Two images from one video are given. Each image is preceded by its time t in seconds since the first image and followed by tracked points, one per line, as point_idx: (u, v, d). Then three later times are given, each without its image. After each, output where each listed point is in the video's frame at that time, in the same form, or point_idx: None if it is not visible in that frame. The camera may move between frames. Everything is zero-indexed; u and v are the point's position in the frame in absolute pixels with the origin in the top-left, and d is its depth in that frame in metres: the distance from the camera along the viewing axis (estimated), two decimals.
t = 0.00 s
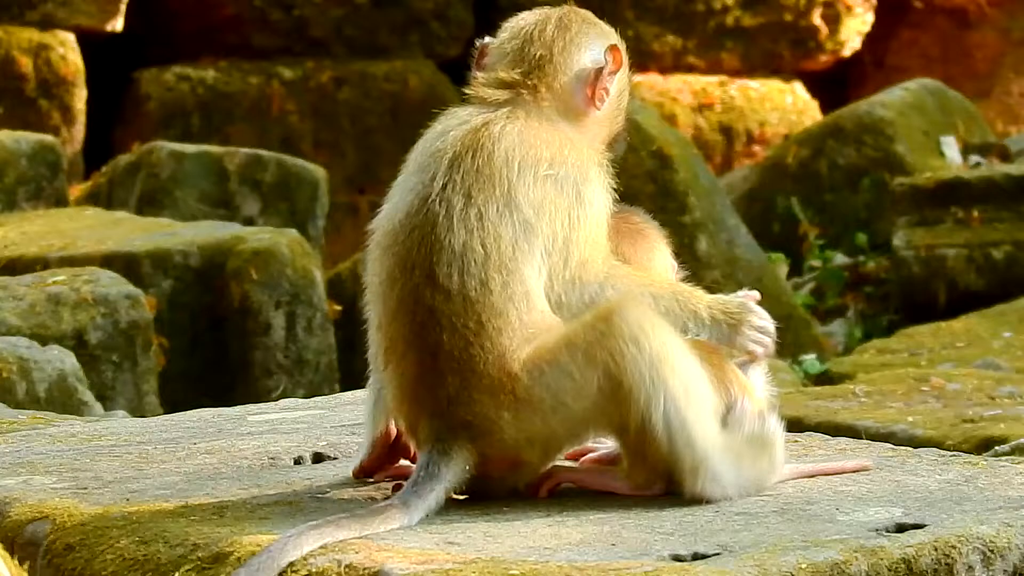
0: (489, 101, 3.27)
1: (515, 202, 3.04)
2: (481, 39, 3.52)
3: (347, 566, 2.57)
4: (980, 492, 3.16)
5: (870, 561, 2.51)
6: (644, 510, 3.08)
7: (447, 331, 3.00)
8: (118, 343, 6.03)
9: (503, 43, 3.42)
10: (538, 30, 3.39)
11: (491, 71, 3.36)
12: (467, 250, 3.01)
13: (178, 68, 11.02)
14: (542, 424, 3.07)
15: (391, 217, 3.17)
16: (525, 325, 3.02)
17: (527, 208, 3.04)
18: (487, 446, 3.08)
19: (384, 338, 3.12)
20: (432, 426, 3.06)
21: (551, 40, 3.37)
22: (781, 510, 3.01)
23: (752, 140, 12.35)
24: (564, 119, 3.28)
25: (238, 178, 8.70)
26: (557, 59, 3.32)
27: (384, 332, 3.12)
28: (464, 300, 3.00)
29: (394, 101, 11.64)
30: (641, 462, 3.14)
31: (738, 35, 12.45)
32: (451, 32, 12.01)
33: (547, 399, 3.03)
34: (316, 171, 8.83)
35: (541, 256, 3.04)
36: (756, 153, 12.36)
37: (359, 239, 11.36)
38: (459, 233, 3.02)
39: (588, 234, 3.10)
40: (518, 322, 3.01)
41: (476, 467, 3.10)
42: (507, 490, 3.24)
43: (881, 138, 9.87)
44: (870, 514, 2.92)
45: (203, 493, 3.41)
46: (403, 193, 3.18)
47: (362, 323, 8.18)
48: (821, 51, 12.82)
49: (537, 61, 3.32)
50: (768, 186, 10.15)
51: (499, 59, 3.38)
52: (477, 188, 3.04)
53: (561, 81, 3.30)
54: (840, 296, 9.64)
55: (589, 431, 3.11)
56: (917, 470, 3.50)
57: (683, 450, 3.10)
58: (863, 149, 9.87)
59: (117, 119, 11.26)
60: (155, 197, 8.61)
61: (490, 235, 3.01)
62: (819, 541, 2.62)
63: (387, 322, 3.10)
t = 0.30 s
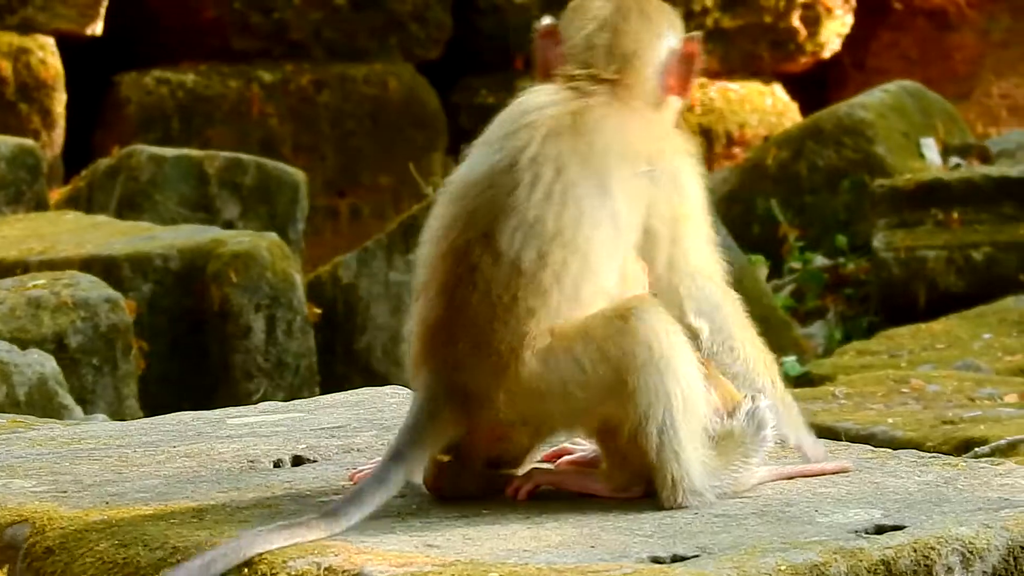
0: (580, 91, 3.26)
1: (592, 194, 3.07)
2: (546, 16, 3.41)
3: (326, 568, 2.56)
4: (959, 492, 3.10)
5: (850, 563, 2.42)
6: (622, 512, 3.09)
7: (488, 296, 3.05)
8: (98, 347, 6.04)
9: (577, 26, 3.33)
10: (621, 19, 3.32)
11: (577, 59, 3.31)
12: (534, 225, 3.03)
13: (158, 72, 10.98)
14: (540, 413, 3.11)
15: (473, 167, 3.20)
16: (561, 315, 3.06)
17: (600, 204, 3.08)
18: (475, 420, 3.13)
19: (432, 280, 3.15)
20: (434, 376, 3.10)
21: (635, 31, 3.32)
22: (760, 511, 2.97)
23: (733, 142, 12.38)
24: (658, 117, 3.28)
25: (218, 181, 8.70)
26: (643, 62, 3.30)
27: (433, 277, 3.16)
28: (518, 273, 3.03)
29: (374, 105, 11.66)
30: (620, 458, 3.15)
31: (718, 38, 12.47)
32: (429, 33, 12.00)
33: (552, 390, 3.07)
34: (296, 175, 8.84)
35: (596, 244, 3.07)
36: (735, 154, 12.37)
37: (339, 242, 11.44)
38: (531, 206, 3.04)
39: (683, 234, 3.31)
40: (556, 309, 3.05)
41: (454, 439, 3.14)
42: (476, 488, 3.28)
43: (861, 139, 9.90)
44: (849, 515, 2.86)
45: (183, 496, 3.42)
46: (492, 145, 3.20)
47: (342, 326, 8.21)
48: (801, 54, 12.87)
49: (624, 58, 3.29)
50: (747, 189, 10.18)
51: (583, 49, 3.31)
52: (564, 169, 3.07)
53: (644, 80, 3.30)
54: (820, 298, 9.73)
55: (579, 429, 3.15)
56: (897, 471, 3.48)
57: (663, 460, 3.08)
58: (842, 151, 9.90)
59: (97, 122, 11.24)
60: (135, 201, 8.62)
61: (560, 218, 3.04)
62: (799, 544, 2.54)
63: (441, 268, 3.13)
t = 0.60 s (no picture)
0: (672, 137, 3.06)
1: (700, 241, 2.93)
2: (624, 43, 3.17)
3: (305, 568, 2.51)
4: (938, 492, 3.13)
5: (829, 563, 2.43)
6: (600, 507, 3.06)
7: (586, 343, 2.89)
8: (78, 346, 6.03)
9: (664, 61, 3.13)
10: (712, 60, 3.15)
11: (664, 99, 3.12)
12: (644, 275, 2.89)
13: (139, 71, 11.02)
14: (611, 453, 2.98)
15: (558, 204, 3.00)
16: (655, 363, 2.92)
17: (707, 253, 2.95)
18: (547, 462, 2.97)
19: (512, 319, 2.94)
20: (512, 418, 2.90)
21: (723, 73, 3.16)
22: (740, 511, 2.98)
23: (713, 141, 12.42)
24: (756, 153, 3.11)
25: (198, 180, 8.69)
26: (731, 103, 3.15)
27: (512, 314, 2.94)
28: (623, 320, 2.89)
29: (354, 104, 11.63)
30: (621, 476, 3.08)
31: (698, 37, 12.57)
32: (410, 33, 11.98)
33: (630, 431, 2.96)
34: (276, 174, 8.80)
35: (697, 294, 2.95)
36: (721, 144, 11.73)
37: (319, 241, 11.43)
38: (641, 253, 2.89)
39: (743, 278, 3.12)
40: (652, 357, 2.91)
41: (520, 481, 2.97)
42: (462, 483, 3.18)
43: (841, 139, 9.93)
44: (829, 515, 2.87)
45: (161, 496, 3.42)
46: (577, 182, 3.00)
47: (322, 324, 8.20)
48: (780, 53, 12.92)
49: (713, 101, 3.13)
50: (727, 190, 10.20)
51: (674, 90, 3.12)
52: (675, 216, 2.92)
53: (731, 122, 3.15)
54: (800, 297, 9.76)
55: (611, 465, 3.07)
56: (875, 471, 3.50)
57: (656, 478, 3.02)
58: (823, 150, 9.92)
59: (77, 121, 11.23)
60: (115, 200, 8.61)
61: (669, 268, 2.90)
62: (778, 543, 2.55)
63: (527, 308, 2.93)
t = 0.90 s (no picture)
0: (705, 145, 3.05)
1: (740, 250, 2.91)
2: (642, 61, 3.17)
3: (288, 568, 2.52)
4: (920, 491, 3.15)
5: (811, 562, 2.45)
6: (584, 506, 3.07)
7: (627, 350, 2.85)
8: (60, 345, 6.03)
9: (688, 73, 3.13)
10: (734, 71, 3.16)
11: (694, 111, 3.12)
12: (688, 282, 2.85)
13: (120, 70, 11.02)
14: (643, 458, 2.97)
15: (594, 208, 2.96)
16: (694, 371, 2.90)
17: (746, 261, 2.92)
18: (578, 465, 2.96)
19: (549, 324, 2.91)
20: (553, 422, 2.89)
21: (746, 83, 3.17)
22: (723, 510, 3.00)
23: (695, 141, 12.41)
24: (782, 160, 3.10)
25: (180, 179, 8.69)
26: (754, 109, 3.16)
27: (549, 318, 2.91)
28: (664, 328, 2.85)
29: (336, 103, 11.62)
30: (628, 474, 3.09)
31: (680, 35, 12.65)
32: (393, 32, 12.00)
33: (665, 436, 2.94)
34: (259, 173, 8.78)
35: (738, 301, 2.92)
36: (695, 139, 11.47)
37: (300, 240, 11.40)
38: (684, 261, 2.86)
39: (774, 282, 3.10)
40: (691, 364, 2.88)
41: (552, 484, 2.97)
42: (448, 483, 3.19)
43: (823, 139, 9.95)
44: (811, 514, 2.89)
45: (144, 495, 3.42)
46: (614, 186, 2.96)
47: (304, 323, 8.21)
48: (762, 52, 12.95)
49: (738, 108, 3.14)
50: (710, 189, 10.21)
51: (702, 101, 3.11)
52: (716, 225, 2.89)
53: (755, 130, 3.16)
54: (782, 296, 9.79)
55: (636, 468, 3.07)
56: (857, 470, 3.52)
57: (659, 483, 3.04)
58: (806, 149, 9.95)
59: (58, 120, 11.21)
60: (98, 199, 8.60)
61: (711, 277, 2.87)
62: (761, 542, 2.57)
63: (565, 314, 2.89)
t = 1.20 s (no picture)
0: (673, 135, 3.03)
1: (713, 231, 2.91)
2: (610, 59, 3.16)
3: (276, 569, 2.51)
4: (909, 492, 3.16)
5: (799, 563, 2.46)
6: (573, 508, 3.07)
7: (606, 340, 2.86)
8: (49, 346, 6.02)
9: (650, 66, 3.11)
10: (696, 57, 3.12)
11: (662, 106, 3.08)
12: (660, 267, 2.85)
13: (109, 71, 11.01)
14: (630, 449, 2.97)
15: (560, 204, 2.95)
16: (674, 355, 2.90)
17: (719, 242, 2.92)
18: (564, 460, 2.97)
19: (525, 320, 2.91)
20: (536, 417, 2.90)
21: (709, 69, 3.14)
22: (711, 511, 3.00)
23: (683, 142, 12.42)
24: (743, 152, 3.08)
25: (169, 180, 8.70)
26: (720, 97, 3.13)
27: (525, 316, 2.92)
28: (643, 313, 2.85)
29: (325, 104, 11.61)
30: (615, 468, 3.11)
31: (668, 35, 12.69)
32: (381, 33, 12.01)
33: (651, 426, 2.95)
34: (247, 174, 8.77)
35: (713, 285, 2.92)
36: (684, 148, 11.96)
37: (289, 241, 11.39)
38: (654, 246, 2.85)
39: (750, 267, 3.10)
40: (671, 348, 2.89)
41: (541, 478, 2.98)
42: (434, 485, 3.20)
43: (811, 139, 9.99)
44: (799, 515, 2.90)
45: (133, 497, 3.42)
46: (577, 181, 2.95)
47: (292, 324, 8.20)
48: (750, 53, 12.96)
49: (705, 99, 3.11)
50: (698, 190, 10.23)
51: (671, 91, 3.08)
52: (684, 208, 2.89)
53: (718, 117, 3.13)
54: (770, 297, 9.82)
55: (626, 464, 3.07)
56: (846, 471, 3.53)
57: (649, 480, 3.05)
58: (794, 150, 9.97)
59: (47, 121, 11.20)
60: (86, 201, 8.60)
61: (686, 260, 2.87)
62: (749, 543, 2.58)
63: (541, 309, 2.90)
